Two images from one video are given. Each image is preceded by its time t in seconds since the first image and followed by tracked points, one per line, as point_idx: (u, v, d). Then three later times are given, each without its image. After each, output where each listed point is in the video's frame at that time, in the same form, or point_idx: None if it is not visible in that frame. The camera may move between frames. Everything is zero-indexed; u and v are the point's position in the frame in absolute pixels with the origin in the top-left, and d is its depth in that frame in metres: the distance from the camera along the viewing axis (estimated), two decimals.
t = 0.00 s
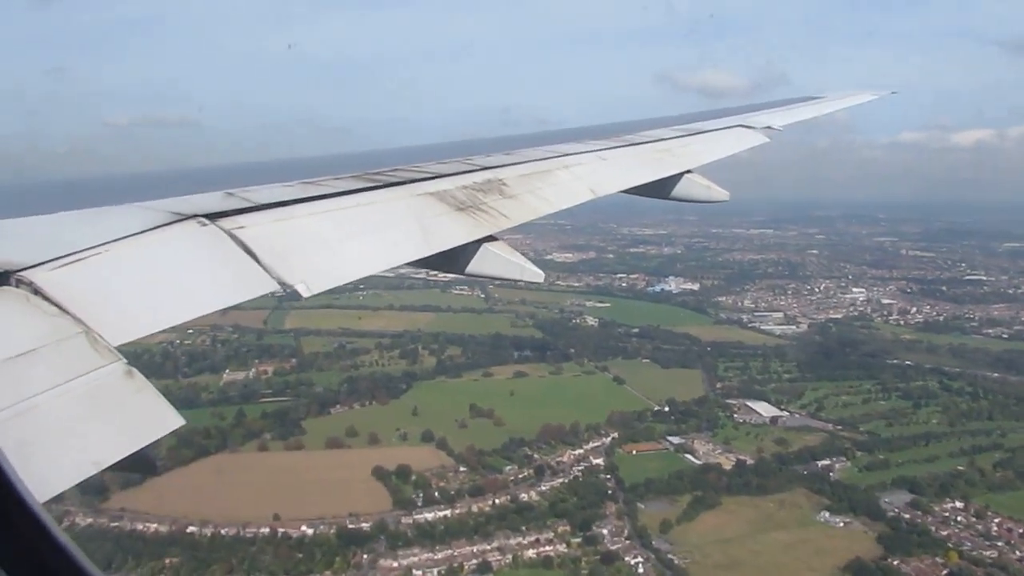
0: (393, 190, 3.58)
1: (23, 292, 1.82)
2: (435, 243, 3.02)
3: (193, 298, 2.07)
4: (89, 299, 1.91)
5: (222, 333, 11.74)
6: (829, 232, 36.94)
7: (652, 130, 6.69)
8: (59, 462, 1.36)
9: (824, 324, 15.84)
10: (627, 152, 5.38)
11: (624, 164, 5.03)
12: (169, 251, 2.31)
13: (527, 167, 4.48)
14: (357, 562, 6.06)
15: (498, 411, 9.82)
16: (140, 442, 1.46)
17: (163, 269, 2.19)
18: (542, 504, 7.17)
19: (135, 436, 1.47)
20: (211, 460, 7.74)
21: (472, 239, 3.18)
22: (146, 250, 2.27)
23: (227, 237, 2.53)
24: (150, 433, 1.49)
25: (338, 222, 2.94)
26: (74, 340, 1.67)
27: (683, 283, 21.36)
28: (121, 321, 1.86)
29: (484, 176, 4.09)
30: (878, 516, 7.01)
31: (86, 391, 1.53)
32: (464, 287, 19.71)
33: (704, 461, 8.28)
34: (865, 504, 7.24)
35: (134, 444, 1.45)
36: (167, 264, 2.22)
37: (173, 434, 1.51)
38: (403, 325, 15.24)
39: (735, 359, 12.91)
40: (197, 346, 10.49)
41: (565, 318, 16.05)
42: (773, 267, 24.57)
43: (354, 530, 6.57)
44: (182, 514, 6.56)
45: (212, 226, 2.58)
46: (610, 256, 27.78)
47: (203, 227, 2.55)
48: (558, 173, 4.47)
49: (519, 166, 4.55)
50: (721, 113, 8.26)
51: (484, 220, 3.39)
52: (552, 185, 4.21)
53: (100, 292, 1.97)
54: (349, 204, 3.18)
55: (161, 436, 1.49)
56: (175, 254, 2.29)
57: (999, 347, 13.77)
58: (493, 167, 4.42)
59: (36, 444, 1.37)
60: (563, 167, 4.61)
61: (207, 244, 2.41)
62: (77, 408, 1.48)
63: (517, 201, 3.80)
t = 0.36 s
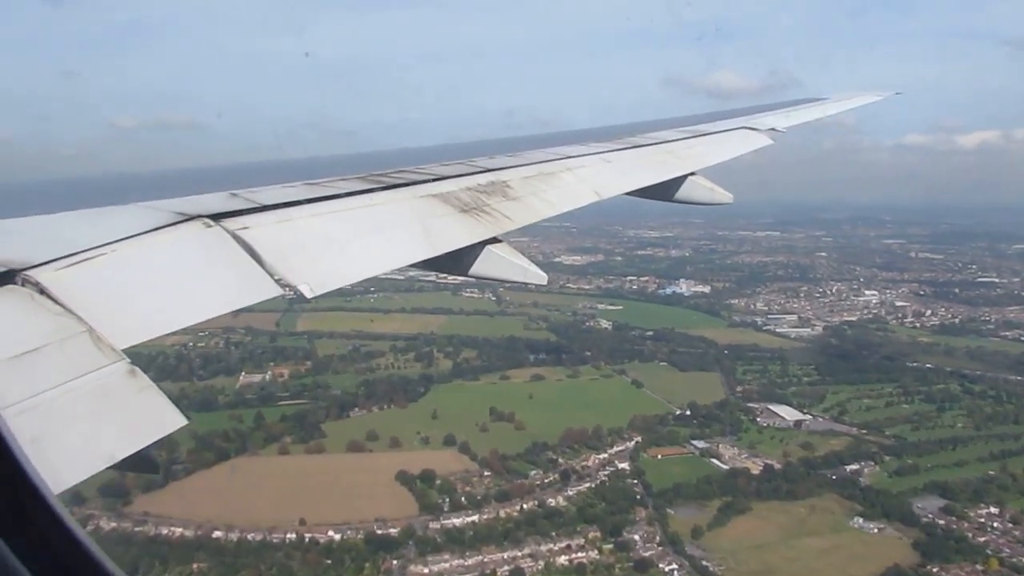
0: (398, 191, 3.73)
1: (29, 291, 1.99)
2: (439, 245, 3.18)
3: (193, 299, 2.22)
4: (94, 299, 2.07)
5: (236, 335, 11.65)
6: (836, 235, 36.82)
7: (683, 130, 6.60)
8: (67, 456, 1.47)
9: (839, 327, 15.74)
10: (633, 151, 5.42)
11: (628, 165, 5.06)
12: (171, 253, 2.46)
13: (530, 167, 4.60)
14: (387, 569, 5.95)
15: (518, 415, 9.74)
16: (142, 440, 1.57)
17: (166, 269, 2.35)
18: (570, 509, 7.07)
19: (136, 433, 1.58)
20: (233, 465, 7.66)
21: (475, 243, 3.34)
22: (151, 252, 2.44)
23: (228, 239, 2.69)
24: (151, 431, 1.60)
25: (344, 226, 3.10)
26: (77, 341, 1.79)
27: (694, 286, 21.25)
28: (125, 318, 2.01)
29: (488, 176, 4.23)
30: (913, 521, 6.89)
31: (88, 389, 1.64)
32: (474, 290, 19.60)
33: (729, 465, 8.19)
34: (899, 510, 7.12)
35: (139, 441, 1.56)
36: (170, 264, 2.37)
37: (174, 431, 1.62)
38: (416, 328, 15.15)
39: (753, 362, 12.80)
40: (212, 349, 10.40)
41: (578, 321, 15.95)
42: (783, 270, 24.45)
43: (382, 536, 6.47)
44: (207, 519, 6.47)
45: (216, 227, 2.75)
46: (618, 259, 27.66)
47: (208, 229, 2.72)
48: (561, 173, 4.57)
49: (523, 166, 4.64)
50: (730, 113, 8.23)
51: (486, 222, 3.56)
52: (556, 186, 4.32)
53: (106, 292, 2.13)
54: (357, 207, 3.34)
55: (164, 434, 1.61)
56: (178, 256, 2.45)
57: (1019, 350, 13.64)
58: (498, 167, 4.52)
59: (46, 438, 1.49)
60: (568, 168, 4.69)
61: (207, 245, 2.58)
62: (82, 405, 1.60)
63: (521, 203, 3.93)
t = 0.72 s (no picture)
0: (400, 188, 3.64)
1: (30, 281, 1.97)
2: (444, 244, 3.14)
3: (194, 291, 2.22)
4: (94, 290, 2.05)
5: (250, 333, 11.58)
6: (843, 242, 36.77)
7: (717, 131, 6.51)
8: (75, 445, 1.50)
9: (853, 335, 15.66)
10: (640, 151, 5.34)
11: (635, 163, 5.00)
12: (171, 245, 2.45)
13: (535, 164, 4.53)
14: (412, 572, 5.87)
15: (537, 417, 9.68)
16: (146, 431, 1.60)
17: (166, 261, 2.34)
18: (595, 514, 7.00)
19: (138, 426, 1.59)
20: (253, 465, 7.59)
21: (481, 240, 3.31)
22: (152, 243, 2.43)
23: (231, 232, 2.67)
24: (155, 422, 1.63)
25: (347, 221, 3.06)
26: (78, 330, 1.80)
27: (705, 291, 21.18)
28: (129, 309, 2.01)
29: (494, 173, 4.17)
30: (943, 533, 6.78)
31: (89, 378, 1.66)
32: (485, 291, 19.53)
33: (752, 473, 8.12)
34: (927, 521, 7.01)
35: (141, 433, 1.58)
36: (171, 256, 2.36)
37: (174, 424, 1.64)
38: (428, 329, 15.09)
39: (770, 368, 12.73)
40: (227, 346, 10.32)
41: (591, 325, 15.88)
42: (793, 276, 24.38)
43: (407, 538, 6.38)
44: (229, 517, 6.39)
45: (218, 220, 2.73)
46: (627, 263, 27.60)
47: (210, 222, 2.69)
48: (565, 170, 4.50)
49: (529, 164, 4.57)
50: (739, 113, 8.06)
51: (490, 219, 3.50)
52: (561, 184, 4.25)
53: (110, 281, 2.13)
54: (359, 203, 3.28)
55: (164, 426, 1.63)
56: (183, 248, 2.45)
57: None
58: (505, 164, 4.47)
59: (53, 428, 1.50)
60: (574, 166, 4.62)
61: (210, 237, 2.57)
62: (85, 393, 1.62)
63: (526, 201, 3.87)
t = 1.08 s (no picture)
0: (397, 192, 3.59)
1: (36, 294, 2.05)
2: (446, 243, 3.12)
3: (198, 293, 2.27)
4: (100, 300, 2.11)
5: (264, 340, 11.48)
6: (850, 233, 36.61)
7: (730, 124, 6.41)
8: (84, 456, 1.66)
9: (870, 325, 15.54)
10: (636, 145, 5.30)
11: (635, 157, 4.94)
12: (173, 252, 2.51)
13: (532, 163, 4.48)
14: None
15: (562, 417, 9.62)
16: (148, 440, 1.76)
17: (170, 267, 2.39)
18: (631, 513, 6.91)
19: (147, 434, 1.77)
20: (282, 472, 7.50)
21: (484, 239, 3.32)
22: (154, 251, 2.48)
23: (230, 237, 2.71)
24: (156, 432, 1.79)
25: (346, 226, 3.04)
26: (86, 340, 1.93)
27: (716, 285, 21.07)
28: (133, 315, 2.06)
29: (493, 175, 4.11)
30: (983, 523, 6.67)
31: (101, 389, 1.82)
32: (496, 291, 19.43)
33: (784, 467, 8.04)
34: (967, 512, 6.89)
35: (151, 441, 1.76)
36: (173, 264, 2.41)
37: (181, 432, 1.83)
38: (442, 331, 15.00)
39: (791, 361, 12.63)
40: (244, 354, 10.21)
41: (605, 322, 15.78)
42: (803, 268, 24.26)
43: (443, 544, 6.29)
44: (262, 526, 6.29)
45: (217, 227, 2.77)
46: (634, 259, 27.48)
47: (210, 229, 2.74)
48: (565, 168, 4.45)
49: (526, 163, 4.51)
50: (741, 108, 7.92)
51: (492, 220, 3.47)
52: (561, 182, 4.20)
53: (115, 290, 2.18)
54: (357, 208, 3.24)
55: (170, 434, 1.81)
56: (184, 253, 2.51)
57: None
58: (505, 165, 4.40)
59: (68, 441, 1.66)
60: (572, 163, 4.57)
61: (211, 242, 2.62)
62: (99, 405, 1.78)
63: (527, 200, 3.83)
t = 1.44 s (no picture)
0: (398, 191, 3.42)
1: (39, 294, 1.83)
2: (451, 242, 2.95)
3: (205, 296, 2.06)
4: (100, 301, 1.89)
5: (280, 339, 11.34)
6: (856, 232, 36.57)
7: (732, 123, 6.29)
8: (82, 467, 1.43)
9: (884, 325, 15.46)
10: (637, 145, 5.16)
11: (635, 157, 4.79)
12: (178, 250, 2.29)
13: (532, 163, 4.32)
14: None
15: (584, 417, 9.55)
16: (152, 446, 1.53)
17: (174, 267, 2.17)
18: (661, 515, 6.83)
19: (149, 439, 1.55)
20: (304, 472, 7.41)
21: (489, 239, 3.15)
22: (158, 249, 2.27)
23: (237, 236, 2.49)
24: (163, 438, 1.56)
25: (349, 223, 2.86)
26: (89, 340, 1.71)
27: (726, 284, 20.98)
28: (137, 317, 1.85)
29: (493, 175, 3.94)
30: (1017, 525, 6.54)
31: (102, 391, 1.59)
32: (507, 290, 19.34)
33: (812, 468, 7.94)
34: (1003, 514, 6.71)
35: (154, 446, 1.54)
36: (178, 262, 2.20)
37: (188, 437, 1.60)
38: (454, 330, 14.91)
39: (809, 362, 12.55)
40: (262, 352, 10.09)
41: (618, 321, 15.69)
42: (812, 268, 24.18)
43: (472, 546, 6.19)
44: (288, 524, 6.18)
45: (226, 225, 2.56)
46: (642, 258, 27.42)
47: (213, 230, 2.50)
48: (567, 168, 4.30)
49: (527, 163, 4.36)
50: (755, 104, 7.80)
51: (495, 218, 3.30)
52: (563, 182, 4.05)
53: (117, 290, 1.97)
54: (356, 206, 3.07)
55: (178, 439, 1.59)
56: (185, 255, 2.27)
57: None
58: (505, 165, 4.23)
59: (60, 447, 1.44)
60: (573, 163, 4.42)
61: (218, 241, 2.40)
62: (97, 408, 1.56)
63: (530, 199, 3.66)
